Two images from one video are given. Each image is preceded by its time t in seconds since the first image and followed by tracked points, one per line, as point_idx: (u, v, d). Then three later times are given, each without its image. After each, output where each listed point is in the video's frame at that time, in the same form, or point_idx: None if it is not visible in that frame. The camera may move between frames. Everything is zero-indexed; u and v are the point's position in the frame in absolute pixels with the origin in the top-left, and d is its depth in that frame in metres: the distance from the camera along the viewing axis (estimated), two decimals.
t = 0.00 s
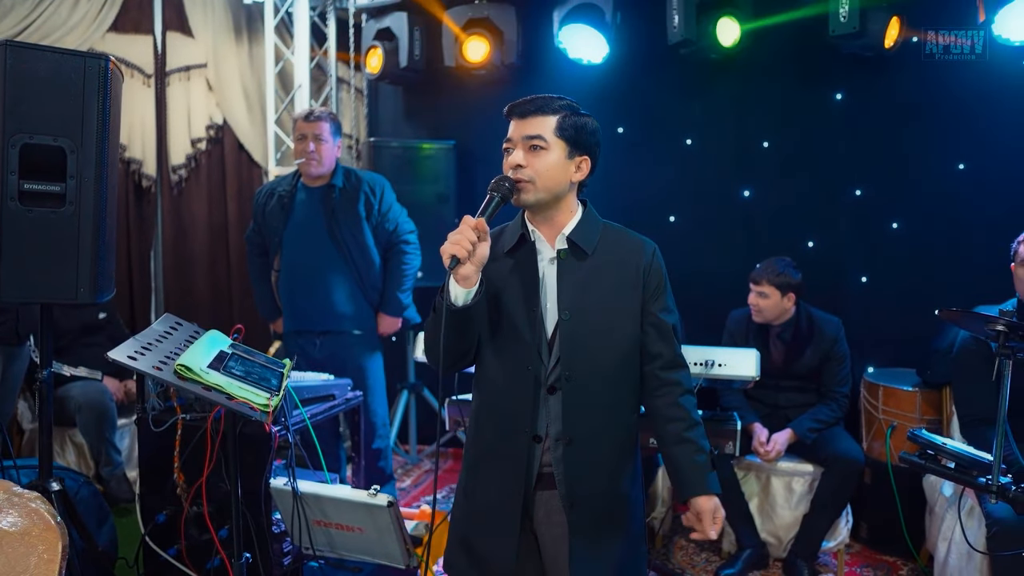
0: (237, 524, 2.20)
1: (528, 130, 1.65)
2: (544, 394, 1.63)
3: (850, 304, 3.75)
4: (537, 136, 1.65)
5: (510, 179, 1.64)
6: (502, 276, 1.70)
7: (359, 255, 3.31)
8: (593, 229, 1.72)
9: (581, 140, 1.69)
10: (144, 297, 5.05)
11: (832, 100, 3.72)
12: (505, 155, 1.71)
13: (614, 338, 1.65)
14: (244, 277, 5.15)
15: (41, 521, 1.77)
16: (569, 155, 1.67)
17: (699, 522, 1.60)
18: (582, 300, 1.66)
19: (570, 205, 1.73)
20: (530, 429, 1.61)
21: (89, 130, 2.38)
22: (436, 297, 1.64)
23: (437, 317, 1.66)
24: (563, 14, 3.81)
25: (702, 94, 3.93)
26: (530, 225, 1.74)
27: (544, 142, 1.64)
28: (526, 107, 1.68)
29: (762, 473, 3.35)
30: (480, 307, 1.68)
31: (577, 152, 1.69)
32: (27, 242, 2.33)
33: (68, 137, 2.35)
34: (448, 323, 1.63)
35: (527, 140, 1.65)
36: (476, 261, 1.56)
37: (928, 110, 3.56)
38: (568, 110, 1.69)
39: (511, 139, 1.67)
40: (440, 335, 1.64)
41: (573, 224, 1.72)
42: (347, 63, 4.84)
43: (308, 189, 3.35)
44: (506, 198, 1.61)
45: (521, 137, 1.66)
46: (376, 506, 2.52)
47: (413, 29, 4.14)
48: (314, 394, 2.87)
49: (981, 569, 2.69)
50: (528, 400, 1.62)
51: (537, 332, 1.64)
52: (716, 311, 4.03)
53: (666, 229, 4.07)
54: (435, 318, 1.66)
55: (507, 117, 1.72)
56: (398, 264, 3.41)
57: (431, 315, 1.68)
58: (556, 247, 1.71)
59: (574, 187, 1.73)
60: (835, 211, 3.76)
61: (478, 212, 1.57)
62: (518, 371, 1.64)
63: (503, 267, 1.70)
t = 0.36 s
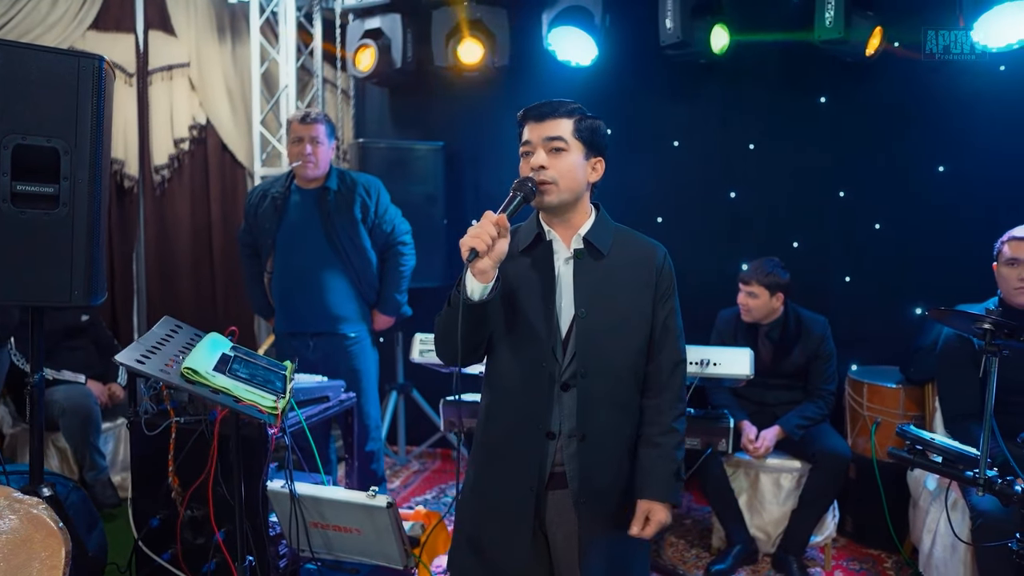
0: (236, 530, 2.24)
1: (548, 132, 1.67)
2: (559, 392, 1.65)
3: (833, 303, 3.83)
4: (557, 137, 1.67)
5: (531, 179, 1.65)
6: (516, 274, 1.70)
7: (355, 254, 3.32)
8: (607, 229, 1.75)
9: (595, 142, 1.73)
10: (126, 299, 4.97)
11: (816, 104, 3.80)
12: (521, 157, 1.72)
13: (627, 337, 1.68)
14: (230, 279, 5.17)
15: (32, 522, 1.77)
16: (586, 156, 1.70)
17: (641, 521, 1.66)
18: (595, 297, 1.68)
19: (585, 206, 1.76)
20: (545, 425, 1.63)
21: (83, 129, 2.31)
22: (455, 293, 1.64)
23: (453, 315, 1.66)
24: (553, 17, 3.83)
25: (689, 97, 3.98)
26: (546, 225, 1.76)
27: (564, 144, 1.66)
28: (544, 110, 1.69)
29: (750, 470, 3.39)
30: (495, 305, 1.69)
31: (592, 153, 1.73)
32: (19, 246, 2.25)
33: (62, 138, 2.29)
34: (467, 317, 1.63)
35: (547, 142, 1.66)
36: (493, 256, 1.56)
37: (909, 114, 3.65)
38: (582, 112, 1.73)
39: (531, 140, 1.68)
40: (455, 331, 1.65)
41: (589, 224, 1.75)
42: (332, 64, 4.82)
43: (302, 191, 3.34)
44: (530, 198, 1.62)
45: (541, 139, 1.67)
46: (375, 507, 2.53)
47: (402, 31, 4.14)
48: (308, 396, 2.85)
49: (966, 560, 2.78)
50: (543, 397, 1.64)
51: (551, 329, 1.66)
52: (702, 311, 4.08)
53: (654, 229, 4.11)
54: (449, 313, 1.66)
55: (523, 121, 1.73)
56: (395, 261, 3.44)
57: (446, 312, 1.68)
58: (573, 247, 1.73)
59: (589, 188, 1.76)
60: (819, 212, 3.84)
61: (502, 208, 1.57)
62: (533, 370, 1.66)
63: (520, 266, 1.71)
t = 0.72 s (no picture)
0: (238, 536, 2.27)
1: (565, 135, 1.69)
2: (580, 391, 1.67)
3: (819, 302, 3.91)
4: (572, 140, 1.70)
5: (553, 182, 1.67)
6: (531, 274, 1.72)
7: (351, 254, 3.38)
8: (618, 229, 1.79)
9: (603, 144, 1.78)
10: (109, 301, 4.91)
11: (802, 107, 3.88)
12: (534, 161, 1.73)
13: (642, 335, 1.72)
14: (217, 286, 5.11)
15: (33, 524, 1.77)
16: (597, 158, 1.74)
17: (699, 510, 1.73)
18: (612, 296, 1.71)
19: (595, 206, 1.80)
20: (567, 423, 1.66)
21: (80, 128, 2.16)
22: (484, 295, 1.61)
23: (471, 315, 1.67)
24: (543, 19, 3.85)
25: (677, 100, 4.04)
26: (557, 226, 1.78)
27: (580, 147, 1.70)
28: (556, 114, 1.72)
29: (740, 467, 3.46)
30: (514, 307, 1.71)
31: (601, 155, 1.77)
32: (11, 253, 2.11)
33: (59, 139, 2.14)
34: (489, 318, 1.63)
35: (563, 145, 1.69)
36: (524, 256, 1.54)
37: (892, 117, 3.73)
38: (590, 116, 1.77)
39: (546, 144, 1.70)
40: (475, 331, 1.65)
41: (601, 224, 1.79)
42: (320, 67, 4.80)
43: (297, 193, 3.38)
44: (554, 199, 1.64)
45: (557, 142, 1.70)
46: (376, 508, 2.53)
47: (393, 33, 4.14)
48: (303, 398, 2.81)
49: (952, 551, 2.86)
50: (565, 396, 1.66)
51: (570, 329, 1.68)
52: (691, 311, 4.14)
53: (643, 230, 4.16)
54: (473, 311, 1.64)
55: (532, 125, 1.74)
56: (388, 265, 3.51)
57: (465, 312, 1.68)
58: (586, 248, 1.77)
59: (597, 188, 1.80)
60: (805, 213, 3.92)
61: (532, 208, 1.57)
62: (553, 369, 1.68)
63: (537, 266, 1.73)
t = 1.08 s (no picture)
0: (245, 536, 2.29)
1: (590, 138, 1.73)
2: (605, 388, 1.70)
3: (803, 300, 3.98)
4: (595, 143, 1.75)
5: (586, 183, 1.70)
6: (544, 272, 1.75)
7: (339, 255, 3.43)
8: (621, 229, 1.86)
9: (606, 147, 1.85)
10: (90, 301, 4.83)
11: (786, 109, 3.94)
12: (557, 161, 1.74)
13: (654, 330, 1.79)
14: (200, 287, 5.05)
15: (33, 529, 1.72)
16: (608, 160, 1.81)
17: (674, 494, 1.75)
18: (629, 294, 1.76)
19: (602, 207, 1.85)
20: (595, 420, 1.69)
21: (73, 126, 2.05)
22: (539, 297, 1.56)
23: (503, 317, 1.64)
24: (532, 21, 3.88)
25: (663, 101, 4.09)
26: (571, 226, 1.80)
27: (603, 150, 1.76)
28: (578, 115, 1.75)
29: (728, 463, 3.52)
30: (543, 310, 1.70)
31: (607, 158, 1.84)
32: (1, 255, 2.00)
33: (51, 138, 2.03)
34: (537, 326, 1.59)
35: (589, 147, 1.73)
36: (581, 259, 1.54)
37: (874, 119, 3.81)
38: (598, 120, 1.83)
39: (575, 145, 1.72)
40: (520, 335, 1.60)
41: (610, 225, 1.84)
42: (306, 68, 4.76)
43: (288, 192, 3.45)
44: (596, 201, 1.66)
45: (584, 145, 1.73)
46: (373, 508, 2.54)
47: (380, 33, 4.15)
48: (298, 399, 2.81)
49: (935, 542, 2.93)
50: (590, 393, 1.70)
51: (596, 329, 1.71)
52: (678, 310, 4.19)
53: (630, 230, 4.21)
54: (527, 313, 1.58)
55: (552, 125, 1.75)
56: (382, 262, 3.60)
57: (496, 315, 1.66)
58: (600, 247, 1.80)
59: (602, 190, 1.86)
60: (789, 213, 3.99)
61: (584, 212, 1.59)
62: (576, 367, 1.72)
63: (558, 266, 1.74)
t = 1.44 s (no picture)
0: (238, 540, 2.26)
1: (589, 141, 1.76)
2: (606, 388, 1.73)
3: (784, 300, 4.04)
4: (593, 146, 1.77)
5: (586, 186, 1.71)
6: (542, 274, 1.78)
7: (324, 256, 3.40)
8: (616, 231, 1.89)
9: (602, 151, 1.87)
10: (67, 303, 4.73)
11: (768, 111, 3.99)
12: (557, 164, 1.75)
13: (649, 330, 1.82)
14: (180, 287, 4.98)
15: (22, 536, 1.68)
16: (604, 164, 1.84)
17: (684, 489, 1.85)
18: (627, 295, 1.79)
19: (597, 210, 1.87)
20: (596, 421, 1.72)
21: (58, 125, 1.91)
22: (547, 300, 1.58)
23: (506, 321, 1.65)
24: (518, 21, 3.89)
25: (646, 103, 4.13)
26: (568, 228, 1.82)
27: (602, 152, 1.78)
28: (576, 119, 1.78)
29: (713, 461, 3.56)
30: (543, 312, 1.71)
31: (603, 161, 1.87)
32: None
33: (35, 137, 1.89)
34: (541, 328, 1.60)
35: (589, 149, 1.75)
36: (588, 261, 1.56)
37: (854, 121, 3.87)
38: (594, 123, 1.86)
39: (576, 148, 1.74)
40: (524, 339, 1.61)
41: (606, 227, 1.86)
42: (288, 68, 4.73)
43: (272, 192, 3.43)
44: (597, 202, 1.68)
45: (583, 147, 1.75)
46: (364, 510, 2.53)
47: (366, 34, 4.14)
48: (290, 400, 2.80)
49: (917, 536, 3.00)
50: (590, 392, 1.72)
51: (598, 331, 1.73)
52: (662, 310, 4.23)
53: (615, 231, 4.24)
54: (534, 316, 1.59)
55: (551, 128, 1.77)
56: (366, 263, 3.55)
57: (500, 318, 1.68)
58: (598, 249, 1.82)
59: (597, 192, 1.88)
60: (771, 213, 4.04)
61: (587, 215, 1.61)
62: (578, 367, 1.74)
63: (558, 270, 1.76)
